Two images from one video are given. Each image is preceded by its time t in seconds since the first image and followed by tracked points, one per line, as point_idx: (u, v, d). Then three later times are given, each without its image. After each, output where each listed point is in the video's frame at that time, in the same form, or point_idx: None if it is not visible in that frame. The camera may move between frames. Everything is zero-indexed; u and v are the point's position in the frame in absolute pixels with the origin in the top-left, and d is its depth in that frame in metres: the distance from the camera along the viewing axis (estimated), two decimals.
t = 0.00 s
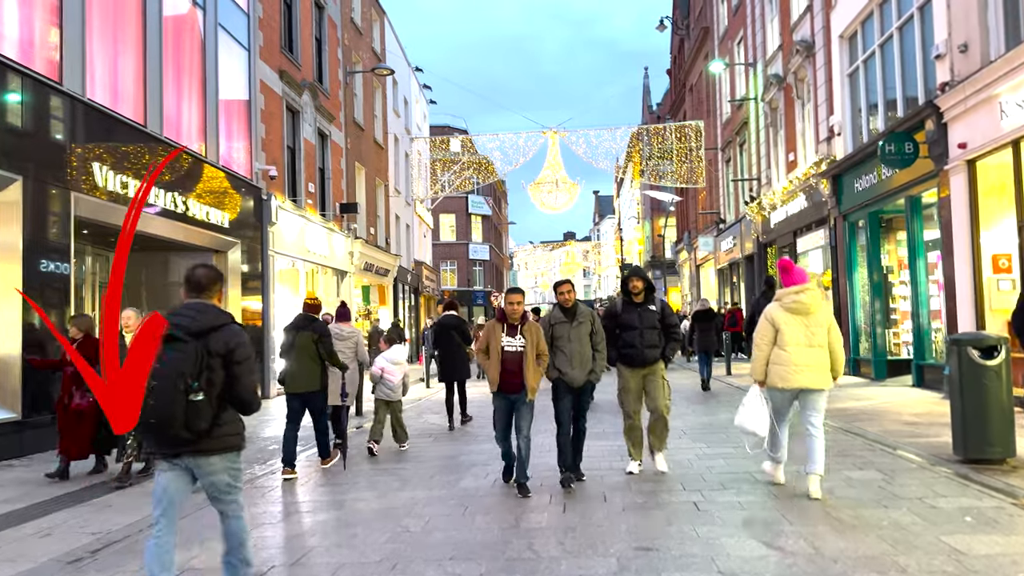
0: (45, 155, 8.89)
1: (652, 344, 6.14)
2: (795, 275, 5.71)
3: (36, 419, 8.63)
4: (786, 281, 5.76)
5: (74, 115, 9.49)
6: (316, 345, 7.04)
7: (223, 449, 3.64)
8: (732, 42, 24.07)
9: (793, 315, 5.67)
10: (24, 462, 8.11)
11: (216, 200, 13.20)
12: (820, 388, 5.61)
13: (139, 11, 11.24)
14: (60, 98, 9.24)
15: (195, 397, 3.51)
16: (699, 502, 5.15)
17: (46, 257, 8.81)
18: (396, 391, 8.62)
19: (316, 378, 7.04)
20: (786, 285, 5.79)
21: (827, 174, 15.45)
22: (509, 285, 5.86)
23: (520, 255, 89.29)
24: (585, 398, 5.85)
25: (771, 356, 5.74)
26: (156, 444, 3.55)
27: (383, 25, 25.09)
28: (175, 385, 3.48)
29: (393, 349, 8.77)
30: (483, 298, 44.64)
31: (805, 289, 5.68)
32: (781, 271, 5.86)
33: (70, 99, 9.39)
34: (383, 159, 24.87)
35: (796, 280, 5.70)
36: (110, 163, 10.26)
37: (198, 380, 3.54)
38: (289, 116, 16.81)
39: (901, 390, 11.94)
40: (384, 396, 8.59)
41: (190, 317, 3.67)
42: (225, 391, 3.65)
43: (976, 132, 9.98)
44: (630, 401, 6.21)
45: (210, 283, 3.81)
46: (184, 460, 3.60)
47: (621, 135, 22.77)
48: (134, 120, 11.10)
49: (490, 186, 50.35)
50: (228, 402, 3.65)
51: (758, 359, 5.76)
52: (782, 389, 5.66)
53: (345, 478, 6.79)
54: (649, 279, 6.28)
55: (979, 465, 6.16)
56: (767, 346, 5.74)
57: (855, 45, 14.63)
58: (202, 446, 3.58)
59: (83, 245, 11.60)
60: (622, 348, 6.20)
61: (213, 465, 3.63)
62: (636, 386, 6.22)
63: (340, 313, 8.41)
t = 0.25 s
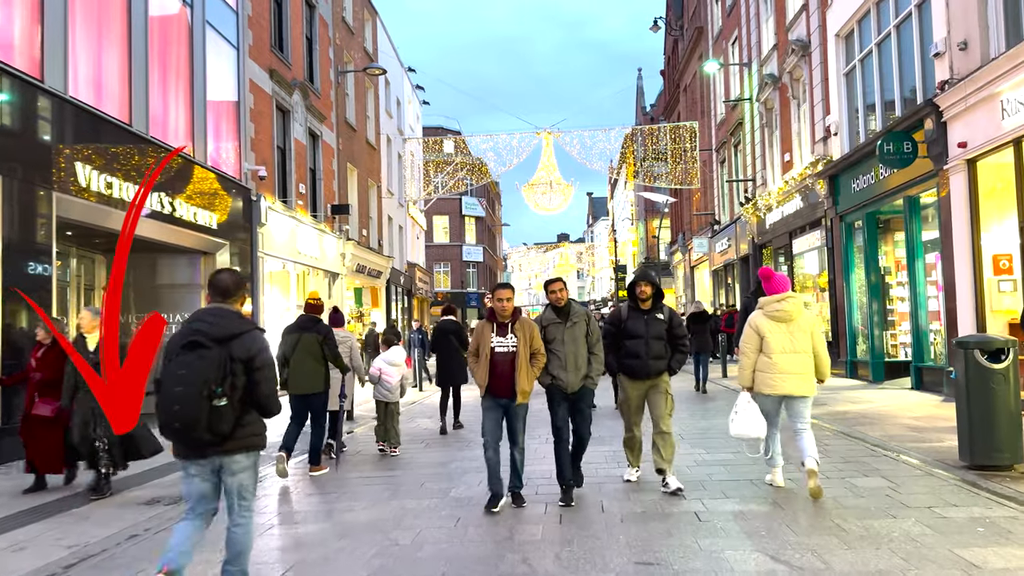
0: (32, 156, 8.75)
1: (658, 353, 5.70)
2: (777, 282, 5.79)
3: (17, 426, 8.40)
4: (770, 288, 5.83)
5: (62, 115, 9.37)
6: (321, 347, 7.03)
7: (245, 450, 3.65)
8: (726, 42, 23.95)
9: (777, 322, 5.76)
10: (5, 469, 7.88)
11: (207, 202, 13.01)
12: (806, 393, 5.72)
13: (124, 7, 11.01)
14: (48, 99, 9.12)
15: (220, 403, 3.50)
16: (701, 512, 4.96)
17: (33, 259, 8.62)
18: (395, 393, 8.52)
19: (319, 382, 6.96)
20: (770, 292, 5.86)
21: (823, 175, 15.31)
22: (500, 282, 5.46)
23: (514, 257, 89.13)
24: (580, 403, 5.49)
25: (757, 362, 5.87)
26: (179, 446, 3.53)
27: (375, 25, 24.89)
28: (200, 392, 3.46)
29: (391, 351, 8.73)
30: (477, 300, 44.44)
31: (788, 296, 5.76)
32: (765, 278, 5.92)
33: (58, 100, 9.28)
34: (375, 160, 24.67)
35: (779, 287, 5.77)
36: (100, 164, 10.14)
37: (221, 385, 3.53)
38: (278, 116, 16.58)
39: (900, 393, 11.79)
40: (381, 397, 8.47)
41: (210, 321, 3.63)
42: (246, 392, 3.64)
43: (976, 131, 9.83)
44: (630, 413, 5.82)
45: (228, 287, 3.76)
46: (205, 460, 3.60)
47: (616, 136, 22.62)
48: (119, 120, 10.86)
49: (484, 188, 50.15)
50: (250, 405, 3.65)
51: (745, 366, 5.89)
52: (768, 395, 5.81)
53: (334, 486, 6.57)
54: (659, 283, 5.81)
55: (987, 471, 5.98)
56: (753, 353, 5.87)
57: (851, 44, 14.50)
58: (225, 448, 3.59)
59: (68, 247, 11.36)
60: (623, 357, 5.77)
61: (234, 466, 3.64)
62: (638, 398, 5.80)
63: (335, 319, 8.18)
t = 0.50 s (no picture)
0: (15, 155, 8.55)
1: (672, 349, 5.27)
2: (761, 277, 5.88)
3: None
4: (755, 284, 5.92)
5: (48, 115, 9.21)
6: (319, 346, 7.06)
7: (261, 444, 3.91)
8: (718, 42, 23.82)
9: (761, 316, 5.83)
10: None
11: (194, 203, 12.77)
12: (791, 386, 5.74)
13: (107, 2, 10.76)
14: (32, 98, 8.94)
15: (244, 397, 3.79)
16: (702, 519, 4.79)
17: (17, 261, 8.40)
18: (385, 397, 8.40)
19: (315, 381, 7.06)
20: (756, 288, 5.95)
21: (817, 174, 15.19)
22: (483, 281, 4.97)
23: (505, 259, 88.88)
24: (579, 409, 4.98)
25: (744, 357, 5.89)
26: (201, 440, 3.77)
27: (364, 24, 24.65)
28: (224, 386, 3.75)
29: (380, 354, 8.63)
30: (468, 302, 44.17)
31: (772, 292, 5.84)
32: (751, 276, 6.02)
33: (43, 99, 9.11)
34: (365, 161, 24.41)
35: (763, 283, 5.86)
36: (86, 164, 9.99)
37: (243, 380, 3.82)
38: (266, 115, 16.33)
39: (896, 394, 11.66)
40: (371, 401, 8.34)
41: (229, 322, 3.93)
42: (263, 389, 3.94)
43: (973, 129, 9.71)
44: (643, 414, 5.33)
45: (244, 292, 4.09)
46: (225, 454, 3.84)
47: (607, 137, 22.45)
48: (102, 117, 10.62)
49: (474, 190, 49.93)
50: (265, 401, 3.92)
51: (732, 360, 5.90)
52: (755, 389, 5.80)
53: (323, 492, 6.38)
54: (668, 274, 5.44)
55: (994, 475, 5.83)
56: (740, 347, 5.89)
57: (845, 43, 14.38)
58: (244, 441, 3.84)
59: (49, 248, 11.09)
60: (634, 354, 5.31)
61: (251, 458, 3.89)
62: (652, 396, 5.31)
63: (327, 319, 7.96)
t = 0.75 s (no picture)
0: None
1: (689, 356, 4.81)
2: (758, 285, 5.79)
3: None
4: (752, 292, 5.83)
5: (36, 115, 9.13)
6: (316, 352, 6.80)
7: (277, 446, 3.88)
8: (713, 43, 23.68)
9: (757, 324, 5.74)
10: None
11: (184, 204, 12.54)
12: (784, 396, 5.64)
13: None
14: (20, 97, 8.85)
15: (259, 400, 3.75)
16: (707, 531, 4.59)
17: None
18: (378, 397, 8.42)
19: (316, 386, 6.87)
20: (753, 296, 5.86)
21: (814, 175, 15.04)
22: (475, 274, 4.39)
23: (499, 260, 88.69)
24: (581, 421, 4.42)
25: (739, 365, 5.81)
26: (220, 444, 3.74)
27: (357, 24, 24.43)
28: (240, 390, 3.70)
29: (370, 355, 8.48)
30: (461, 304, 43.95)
31: (769, 300, 5.75)
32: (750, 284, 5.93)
33: (30, 99, 9.01)
34: (357, 161, 24.18)
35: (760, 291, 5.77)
36: (75, 165, 9.88)
37: (257, 383, 3.78)
38: (257, 114, 16.09)
39: (896, 398, 11.50)
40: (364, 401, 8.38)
41: (239, 325, 3.87)
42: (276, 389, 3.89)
43: (975, 128, 9.56)
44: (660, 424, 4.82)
45: (251, 293, 4.02)
46: (245, 457, 3.84)
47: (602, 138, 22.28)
48: (86, 115, 10.36)
49: (468, 191, 49.75)
50: (280, 402, 3.89)
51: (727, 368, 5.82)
52: (748, 399, 5.71)
53: (311, 501, 6.16)
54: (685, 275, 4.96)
55: (1006, 483, 5.62)
56: (735, 356, 5.81)
57: (843, 42, 14.23)
58: (261, 443, 3.81)
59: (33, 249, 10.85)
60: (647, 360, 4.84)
61: (268, 460, 3.86)
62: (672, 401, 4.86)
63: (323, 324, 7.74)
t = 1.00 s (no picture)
0: None
1: (709, 357, 4.44)
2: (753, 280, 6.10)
3: None
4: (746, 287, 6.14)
5: (24, 112, 8.99)
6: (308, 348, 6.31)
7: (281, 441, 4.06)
8: (707, 41, 23.53)
9: (750, 317, 6.04)
10: None
11: (174, 202, 12.30)
12: (779, 384, 5.85)
13: None
14: (7, 94, 8.70)
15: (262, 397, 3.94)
16: (710, 538, 4.40)
17: None
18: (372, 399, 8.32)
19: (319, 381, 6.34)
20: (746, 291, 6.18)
21: (811, 173, 14.89)
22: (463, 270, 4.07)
23: (492, 260, 88.43)
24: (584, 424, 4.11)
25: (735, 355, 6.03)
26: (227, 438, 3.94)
27: (349, 21, 24.18)
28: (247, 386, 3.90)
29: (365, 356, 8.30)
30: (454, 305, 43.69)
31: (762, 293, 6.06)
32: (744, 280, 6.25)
33: (17, 95, 8.87)
34: (349, 160, 23.93)
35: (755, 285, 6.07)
36: (64, 164, 9.71)
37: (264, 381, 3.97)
38: (246, 111, 15.85)
39: (896, 398, 11.35)
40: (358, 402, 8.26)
41: (249, 325, 4.07)
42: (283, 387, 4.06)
43: (978, 122, 9.39)
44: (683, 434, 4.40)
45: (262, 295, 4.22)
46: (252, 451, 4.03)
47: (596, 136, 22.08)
48: (68, 108, 10.11)
49: (461, 190, 49.50)
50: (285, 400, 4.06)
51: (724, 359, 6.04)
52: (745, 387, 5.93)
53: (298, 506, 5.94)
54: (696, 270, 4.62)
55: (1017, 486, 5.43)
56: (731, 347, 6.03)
57: (840, 38, 14.07)
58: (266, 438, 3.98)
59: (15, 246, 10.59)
60: (664, 364, 4.45)
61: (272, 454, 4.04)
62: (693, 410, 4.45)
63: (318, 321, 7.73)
